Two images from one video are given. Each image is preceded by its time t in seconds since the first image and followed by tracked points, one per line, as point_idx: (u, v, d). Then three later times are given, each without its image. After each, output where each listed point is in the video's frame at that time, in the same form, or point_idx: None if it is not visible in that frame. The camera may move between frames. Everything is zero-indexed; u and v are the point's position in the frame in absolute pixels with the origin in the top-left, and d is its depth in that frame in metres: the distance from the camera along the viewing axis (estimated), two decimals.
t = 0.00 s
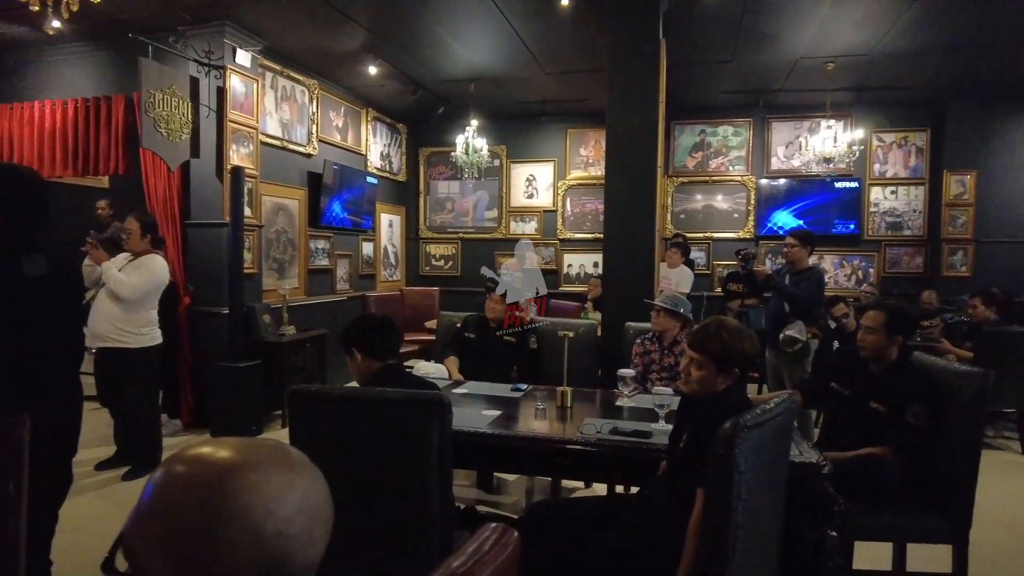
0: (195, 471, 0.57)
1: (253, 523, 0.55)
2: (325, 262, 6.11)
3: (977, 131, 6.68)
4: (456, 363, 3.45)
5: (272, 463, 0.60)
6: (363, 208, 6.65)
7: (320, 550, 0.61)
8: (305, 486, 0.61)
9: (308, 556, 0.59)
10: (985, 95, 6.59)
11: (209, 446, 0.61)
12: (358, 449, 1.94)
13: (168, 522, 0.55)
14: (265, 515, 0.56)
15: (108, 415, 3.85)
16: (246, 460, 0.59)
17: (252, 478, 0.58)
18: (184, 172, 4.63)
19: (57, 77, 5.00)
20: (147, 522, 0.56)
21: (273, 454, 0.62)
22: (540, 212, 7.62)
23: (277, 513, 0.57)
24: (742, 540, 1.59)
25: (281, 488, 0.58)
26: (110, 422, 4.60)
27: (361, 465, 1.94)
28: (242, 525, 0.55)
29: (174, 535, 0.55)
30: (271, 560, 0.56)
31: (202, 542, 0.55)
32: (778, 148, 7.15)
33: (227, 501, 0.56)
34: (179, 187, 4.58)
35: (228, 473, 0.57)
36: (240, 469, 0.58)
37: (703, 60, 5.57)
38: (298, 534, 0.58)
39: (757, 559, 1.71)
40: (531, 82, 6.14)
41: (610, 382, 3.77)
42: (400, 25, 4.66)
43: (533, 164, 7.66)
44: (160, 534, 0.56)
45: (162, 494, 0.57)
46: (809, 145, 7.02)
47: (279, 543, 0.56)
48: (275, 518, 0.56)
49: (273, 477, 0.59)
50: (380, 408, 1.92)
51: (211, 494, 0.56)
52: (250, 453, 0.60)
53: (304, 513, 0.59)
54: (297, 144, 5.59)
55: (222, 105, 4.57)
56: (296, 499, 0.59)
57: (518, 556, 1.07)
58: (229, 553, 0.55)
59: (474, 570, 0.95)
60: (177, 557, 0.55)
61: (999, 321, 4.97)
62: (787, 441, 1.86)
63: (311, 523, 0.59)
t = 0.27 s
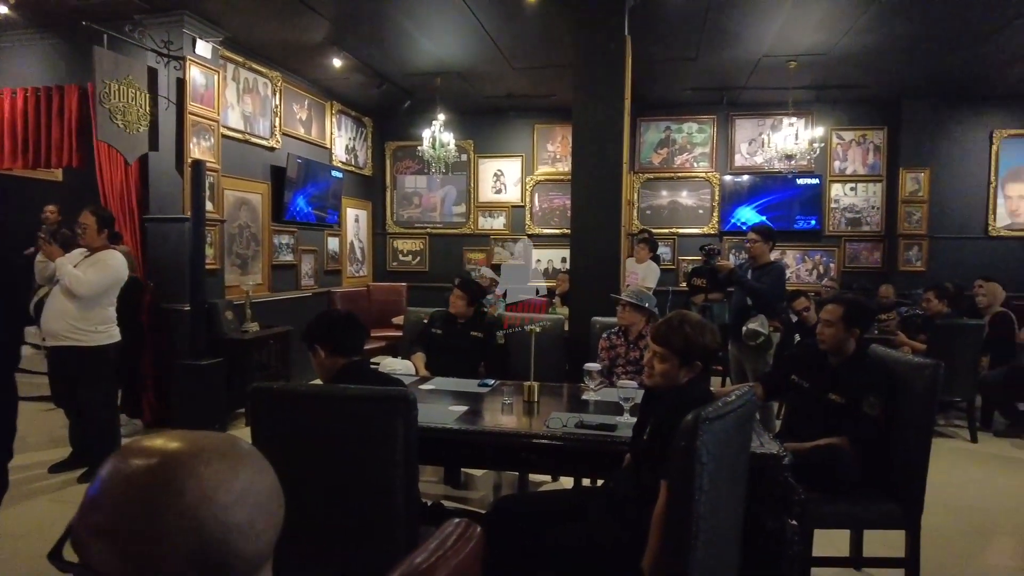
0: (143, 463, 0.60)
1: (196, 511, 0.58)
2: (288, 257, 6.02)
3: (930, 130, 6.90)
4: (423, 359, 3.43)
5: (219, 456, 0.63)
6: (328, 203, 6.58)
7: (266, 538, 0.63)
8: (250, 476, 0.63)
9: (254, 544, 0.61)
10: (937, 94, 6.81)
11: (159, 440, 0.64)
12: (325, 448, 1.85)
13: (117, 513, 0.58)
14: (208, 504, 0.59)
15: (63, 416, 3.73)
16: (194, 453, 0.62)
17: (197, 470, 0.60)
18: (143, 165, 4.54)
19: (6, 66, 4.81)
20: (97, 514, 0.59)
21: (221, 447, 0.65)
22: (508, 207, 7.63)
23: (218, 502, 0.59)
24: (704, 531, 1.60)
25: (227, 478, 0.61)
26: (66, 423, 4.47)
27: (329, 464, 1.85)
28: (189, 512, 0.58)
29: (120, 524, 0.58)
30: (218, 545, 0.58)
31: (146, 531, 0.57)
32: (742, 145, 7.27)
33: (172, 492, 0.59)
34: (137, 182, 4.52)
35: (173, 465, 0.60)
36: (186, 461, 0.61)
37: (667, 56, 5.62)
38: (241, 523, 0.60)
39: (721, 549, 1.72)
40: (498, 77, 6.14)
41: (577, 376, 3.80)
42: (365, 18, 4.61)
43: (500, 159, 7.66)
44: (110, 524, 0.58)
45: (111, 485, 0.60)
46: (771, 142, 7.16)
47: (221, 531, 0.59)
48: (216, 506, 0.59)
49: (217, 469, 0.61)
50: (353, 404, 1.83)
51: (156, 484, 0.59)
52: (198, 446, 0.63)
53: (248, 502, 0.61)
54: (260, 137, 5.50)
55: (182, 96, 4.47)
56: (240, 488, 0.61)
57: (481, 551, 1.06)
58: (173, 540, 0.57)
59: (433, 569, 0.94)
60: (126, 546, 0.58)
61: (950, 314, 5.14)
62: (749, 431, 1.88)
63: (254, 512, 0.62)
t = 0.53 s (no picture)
0: (92, 461, 0.52)
1: (152, 512, 0.50)
2: (254, 253, 5.93)
3: (890, 128, 7.08)
4: (393, 356, 3.41)
5: (177, 453, 0.55)
6: (294, 197, 6.48)
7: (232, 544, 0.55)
8: (213, 475, 0.55)
9: (210, 556, 0.52)
10: (897, 93, 6.99)
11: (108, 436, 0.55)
12: (290, 446, 1.82)
13: (63, 517, 0.50)
14: (163, 508, 0.50)
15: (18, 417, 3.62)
16: (150, 450, 0.54)
17: (152, 468, 0.52)
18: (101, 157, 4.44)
19: None
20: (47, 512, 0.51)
21: (179, 444, 0.56)
22: (478, 202, 7.62)
23: (178, 503, 0.51)
24: (670, 522, 1.62)
25: (188, 476, 0.53)
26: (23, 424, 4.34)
27: (295, 463, 1.82)
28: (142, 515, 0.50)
29: (67, 528, 0.50)
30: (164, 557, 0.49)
31: (95, 535, 0.49)
32: (709, 141, 7.37)
33: (125, 492, 0.50)
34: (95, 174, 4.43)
35: (125, 463, 0.52)
36: (140, 459, 0.53)
37: (636, 53, 5.66)
38: (205, 525, 0.52)
39: (687, 539, 1.74)
40: (467, 71, 6.11)
41: (545, 371, 3.81)
42: (331, 9, 4.54)
43: (470, 154, 7.63)
44: (55, 530, 0.51)
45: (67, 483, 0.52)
46: (737, 139, 7.27)
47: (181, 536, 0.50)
48: (176, 507, 0.51)
49: (177, 467, 0.53)
50: (318, 401, 1.80)
51: (106, 483, 0.51)
52: (155, 443, 0.55)
53: (212, 503, 0.53)
54: (224, 130, 5.40)
55: (143, 88, 4.35)
56: (201, 488, 0.53)
57: (446, 550, 1.02)
58: (126, 548, 0.49)
59: (398, 568, 0.89)
60: (74, 554, 0.50)
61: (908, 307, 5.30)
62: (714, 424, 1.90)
63: (219, 513, 0.53)
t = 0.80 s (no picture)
0: (86, 468, 0.49)
1: (149, 526, 0.47)
2: (222, 248, 5.82)
3: (856, 125, 7.23)
4: (364, 351, 3.40)
5: (171, 461, 0.52)
6: (263, 191, 6.38)
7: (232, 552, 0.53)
8: (209, 484, 0.53)
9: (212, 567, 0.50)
10: (862, 91, 7.13)
11: (101, 440, 0.53)
12: (258, 444, 1.78)
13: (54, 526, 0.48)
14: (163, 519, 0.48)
15: None
16: (144, 458, 0.51)
17: (148, 479, 0.49)
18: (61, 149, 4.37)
19: None
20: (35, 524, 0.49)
21: (175, 450, 0.53)
22: (451, 196, 7.59)
23: (175, 514, 0.49)
24: (643, 514, 1.63)
25: (183, 486, 0.50)
26: None
27: (263, 461, 1.78)
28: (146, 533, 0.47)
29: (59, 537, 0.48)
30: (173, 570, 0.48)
31: (90, 547, 0.47)
32: (679, 137, 7.44)
33: (119, 504, 0.48)
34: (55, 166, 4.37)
35: (121, 473, 0.49)
36: (135, 467, 0.50)
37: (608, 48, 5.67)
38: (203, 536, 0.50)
39: (659, 530, 1.75)
40: (440, 64, 6.08)
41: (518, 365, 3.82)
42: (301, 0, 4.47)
43: (442, 148, 7.59)
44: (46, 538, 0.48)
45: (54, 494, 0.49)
46: (708, 135, 7.35)
47: (179, 550, 0.48)
48: (173, 520, 0.48)
49: (173, 476, 0.50)
50: (285, 398, 1.76)
51: (101, 492, 0.48)
52: (148, 449, 0.52)
53: (209, 513, 0.51)
54: (191, 122, 5.29)
55: (104, 76, 4.25)
56: (197, 497, 0.50)
57: (417, 546, 1.00)
58: (124, 562, 0.47)
59: (369, 566, 0.87)
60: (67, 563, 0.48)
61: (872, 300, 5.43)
62: (684, 416, 1.91)
63: (217, 524, 0.51)
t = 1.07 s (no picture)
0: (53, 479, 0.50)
1: (118, 538, 0.48)
2: (195, 243, 5.72)
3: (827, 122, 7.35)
4: (340, 347, 3.38)
5: (139, 471, 0.52)
6: (236, 185, 6.29)
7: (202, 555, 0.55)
8: (179, 492, 0.53)
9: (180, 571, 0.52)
10: (833, 88, 7.25)
11: (68, 448, 0.52)
12: (232, 442, 1.72)
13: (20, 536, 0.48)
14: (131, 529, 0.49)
15: None
16: (111, 466, 0.51)
17: (115, 489, 0.50)
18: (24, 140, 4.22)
19: None
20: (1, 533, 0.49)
21: (142, 456, 0.53)
22: (427, 191, 7.55)
23: (146, 525, 0.49)
24: (618, 507, 1.63)
25: (153, 496, 0.51)
26: None
27: (236, 460, 1.72)
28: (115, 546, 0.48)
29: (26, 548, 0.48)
30: None
31: (62, 557, 0.48)
32: (655, 132, 7.49)
33: (89, 514, 0.48)
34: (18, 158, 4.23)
35: (88, 482, 0.50)
36: (103, 476, 0.50)
37: (586, 43, 5.68)
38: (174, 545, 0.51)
39: (635, 523, 1.76)
40: (417, 58, 6.03)
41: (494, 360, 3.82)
42: None
43: (419, 142, 7.54)
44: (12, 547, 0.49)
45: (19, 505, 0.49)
46: (683, 130, 7.41)
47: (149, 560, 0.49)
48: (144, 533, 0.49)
49: (143, 486, 0.51)
50: (261, 396, 1.70)
51: (69, 502, 0.49)
52: (113, 456, 0.52)
53: (180, 521, 0.52)
54: (161, 115, 5.18)
55: (69, 68, 4.14)
56: (167, 508, 0.51)
57: (392, 542, 1.00)
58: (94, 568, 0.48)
59: (344, 563, 0.86)
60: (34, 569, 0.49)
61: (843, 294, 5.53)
62: (660, 409, 1.93)
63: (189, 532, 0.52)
